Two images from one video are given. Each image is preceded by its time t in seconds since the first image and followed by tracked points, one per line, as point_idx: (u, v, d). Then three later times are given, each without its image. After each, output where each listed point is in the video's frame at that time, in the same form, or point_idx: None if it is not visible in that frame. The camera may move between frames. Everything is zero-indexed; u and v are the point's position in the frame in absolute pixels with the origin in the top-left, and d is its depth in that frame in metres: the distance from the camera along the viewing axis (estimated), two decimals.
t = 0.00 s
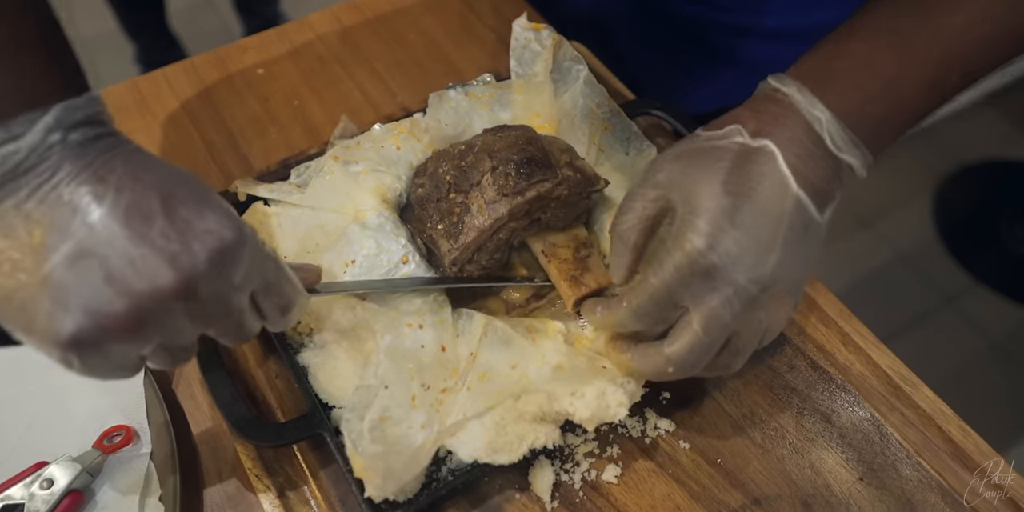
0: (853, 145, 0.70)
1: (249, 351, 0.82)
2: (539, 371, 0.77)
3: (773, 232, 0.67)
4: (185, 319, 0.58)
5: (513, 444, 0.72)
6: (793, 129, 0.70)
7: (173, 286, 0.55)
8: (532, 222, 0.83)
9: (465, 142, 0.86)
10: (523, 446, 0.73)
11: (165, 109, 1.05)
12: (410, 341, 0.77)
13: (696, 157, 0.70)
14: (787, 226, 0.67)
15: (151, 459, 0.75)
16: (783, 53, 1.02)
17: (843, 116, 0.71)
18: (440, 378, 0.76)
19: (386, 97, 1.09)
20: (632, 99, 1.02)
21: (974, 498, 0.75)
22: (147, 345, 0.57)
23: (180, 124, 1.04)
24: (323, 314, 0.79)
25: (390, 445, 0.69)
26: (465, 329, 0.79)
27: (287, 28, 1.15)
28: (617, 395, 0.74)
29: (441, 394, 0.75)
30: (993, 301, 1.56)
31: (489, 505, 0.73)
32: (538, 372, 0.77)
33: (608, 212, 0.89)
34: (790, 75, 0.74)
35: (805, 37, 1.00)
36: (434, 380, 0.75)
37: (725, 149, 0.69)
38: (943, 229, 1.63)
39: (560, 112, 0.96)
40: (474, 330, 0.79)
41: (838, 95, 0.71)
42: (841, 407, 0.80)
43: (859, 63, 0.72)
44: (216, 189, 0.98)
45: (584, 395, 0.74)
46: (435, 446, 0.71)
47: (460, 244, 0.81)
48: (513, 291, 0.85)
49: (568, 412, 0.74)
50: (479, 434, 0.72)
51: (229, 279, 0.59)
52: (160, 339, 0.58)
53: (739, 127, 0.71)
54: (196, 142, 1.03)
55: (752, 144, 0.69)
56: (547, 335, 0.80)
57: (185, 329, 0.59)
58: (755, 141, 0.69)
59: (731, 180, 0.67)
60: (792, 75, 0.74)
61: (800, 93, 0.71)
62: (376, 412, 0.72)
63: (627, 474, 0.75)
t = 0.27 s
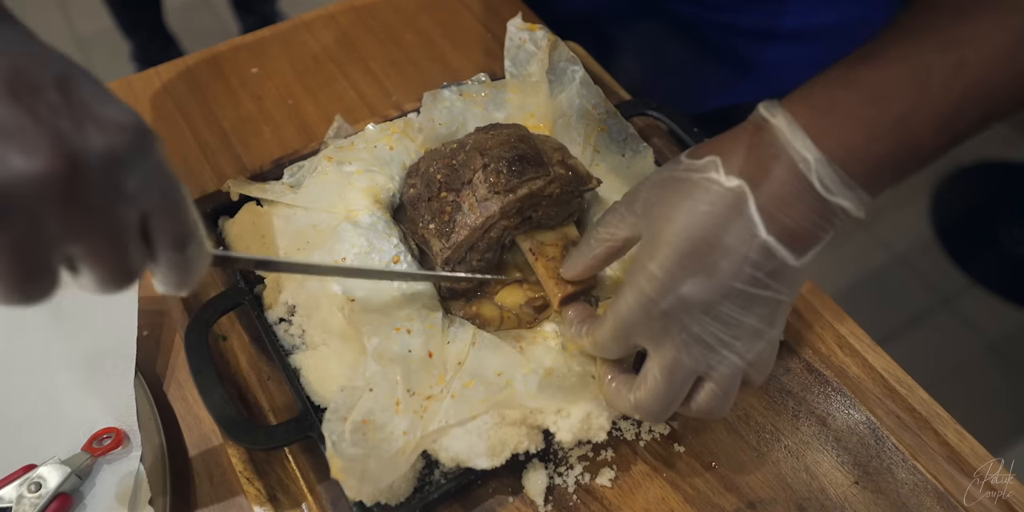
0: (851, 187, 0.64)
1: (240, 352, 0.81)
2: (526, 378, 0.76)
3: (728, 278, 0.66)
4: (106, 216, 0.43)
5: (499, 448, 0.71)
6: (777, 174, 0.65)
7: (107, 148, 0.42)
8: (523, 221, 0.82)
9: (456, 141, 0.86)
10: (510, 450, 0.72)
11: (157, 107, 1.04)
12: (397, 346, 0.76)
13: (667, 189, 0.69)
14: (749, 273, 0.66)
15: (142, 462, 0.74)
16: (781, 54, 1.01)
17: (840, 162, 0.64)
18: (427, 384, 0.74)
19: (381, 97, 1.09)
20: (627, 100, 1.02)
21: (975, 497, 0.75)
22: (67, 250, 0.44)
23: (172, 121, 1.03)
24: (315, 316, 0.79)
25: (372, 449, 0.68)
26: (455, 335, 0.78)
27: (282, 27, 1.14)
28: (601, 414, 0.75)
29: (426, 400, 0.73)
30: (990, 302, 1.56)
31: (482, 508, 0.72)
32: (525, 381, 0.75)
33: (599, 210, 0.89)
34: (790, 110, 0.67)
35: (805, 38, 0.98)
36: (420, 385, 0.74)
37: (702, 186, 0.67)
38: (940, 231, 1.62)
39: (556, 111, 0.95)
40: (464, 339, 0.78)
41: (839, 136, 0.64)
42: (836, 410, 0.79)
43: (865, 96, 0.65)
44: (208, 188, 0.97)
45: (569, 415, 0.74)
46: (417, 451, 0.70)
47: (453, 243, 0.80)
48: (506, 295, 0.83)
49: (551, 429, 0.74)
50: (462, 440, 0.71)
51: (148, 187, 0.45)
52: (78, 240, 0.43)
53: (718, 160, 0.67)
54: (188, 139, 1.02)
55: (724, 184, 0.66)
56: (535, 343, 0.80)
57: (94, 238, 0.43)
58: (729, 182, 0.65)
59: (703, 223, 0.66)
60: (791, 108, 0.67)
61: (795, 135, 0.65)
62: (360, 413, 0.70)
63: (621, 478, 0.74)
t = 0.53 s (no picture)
0: (854, 215, 0.58)
1: (237, 357, 0.81)
2: (523, 382, 0.75)
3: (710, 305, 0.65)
4: (153, 160, 0.46)
5: (494, 453, 0.70)
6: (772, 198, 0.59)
7: (161, 106, 0.45)
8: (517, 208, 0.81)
9: (446, 137, 0.87)
10: (505, 455, 0.71)
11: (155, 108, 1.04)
12: (393, 352, 0.75)
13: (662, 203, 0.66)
14: (736, 300, 0.63)
15: (136, 466, 0.74)
16: (782, 57, 1.00)
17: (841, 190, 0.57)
18: (425, 392, 0.74)
19: (378, 98, 1.08)
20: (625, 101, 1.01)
21: (976, 497, 0.75)
22: (118, 195, 0.46)
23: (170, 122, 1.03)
24: (310, 319, 0.78)
25: (376, 460, 0.67)
26: (452, 340, 0.78)
27: (279, 27, 1.14)
28: (598, 414, 0.74)
29: (427, 407, 0.72)
30: (990, 304, 1.56)
31: None
32: (524, 379, 0.75)
33: (591, 201, 0.90)
34: (790, 125, 0.60)
35: (805, 41, 0.99)
36: (418, 393, 0.73)
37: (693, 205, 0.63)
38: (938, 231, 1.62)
39: (553, 112, 0.95)
40: (461, 343, 0.78)
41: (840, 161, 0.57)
42: (835, 414, 0.79)
43: (872, 116, 0.57)
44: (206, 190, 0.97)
45: (565, 416, 0.73)
46: (422, 457, 0.69)
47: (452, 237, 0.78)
48: (502, 297, 0.84)
49: (547, 431, 0.73)
50: (460, 446, 0.70)
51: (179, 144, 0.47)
52: (127, 180, 0.45)
53: (713, 180, 0.63)
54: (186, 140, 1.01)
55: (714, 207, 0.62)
56: (534, 348, 0.78)
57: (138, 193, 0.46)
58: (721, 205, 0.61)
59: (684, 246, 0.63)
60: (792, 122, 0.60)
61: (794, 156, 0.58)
62: (361, 425, 0.69)
63: (618, 483, 0.74)
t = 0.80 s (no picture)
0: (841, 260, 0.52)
1: (233, 362, 0.80)
2: (519, 389, 0.74)
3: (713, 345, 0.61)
4: (166, 169, 0.45)
5: (489, 461, 0.70)
6: (756, 241, 0.54)
7: (175, 115, 0.44)
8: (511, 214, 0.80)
9: (442, 135, 0.86)
10: (501, 462, 0.71)
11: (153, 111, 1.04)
12: (389, 359, 0.75)
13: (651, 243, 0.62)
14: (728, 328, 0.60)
15: (130, 472, 0.74)
16: (784, 61, 0.99)
17: (829, 236, 0.51)
18: (420, 400, 0.73)
19: (376, 102, 1.08)
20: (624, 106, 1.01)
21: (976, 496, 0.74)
22: (130, 203, 0.45)
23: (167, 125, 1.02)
24: (307, 324, 0.78)
25: (370, 468, 0.67)
26: (449, 347, 0.77)
27: (278, 30, 1.13)
28: (595, 421, 0.73)
29: (422, 415, 0.72)
30: (990, 309, 1.55)
31: None
32: (520, 391, 0.74)
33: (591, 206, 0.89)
34: (784, 158, 0.53)
35: (807, 45, 0.98)
36: (414, 401, 0.73)
37: (683, 250, 0.58)
38: (938, 237, 1.56)
39: (551, 116, 0.94)
40: (457, 350, 0.77)
41: (829, 205, 0.50)
42: (834, 422, 0.78)
43: (867, 158, 0.49)
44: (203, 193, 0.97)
45: (561, 423, 0.72)
46: (415, 466, 0.68)
47: (446, 239, 0.79)
48: (498, 304, 0.82)
49: (544, 438, 0.72)
50: (454, 453, 0.70)
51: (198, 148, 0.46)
52: (140, 187, 0.45)
53: (707, 225, 0.57)
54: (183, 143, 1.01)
55: (710, 255, 0.57)
56: (530, 356, 0.78)
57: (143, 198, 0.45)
58: (715, 255, 0.56)
59: (680, 293, 0.59)
60: (786, 155, 0.54)
61: (781, 195, 0.52)
62: (354, 434, 0.68)
63: (616, 491, 0.73)
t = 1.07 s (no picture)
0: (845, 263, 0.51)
1: (227, 365, 0.79)
2: (517, 394, 0.73)
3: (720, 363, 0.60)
4: (155, 172, 0.44)
5: (486, 467, 0.69)
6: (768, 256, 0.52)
7: (164, 117, 0.43)
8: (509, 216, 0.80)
9: (441, 133, 0.85)
10: (499, 468, 0.70)
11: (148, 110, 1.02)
12: (384, 364, 0.73)
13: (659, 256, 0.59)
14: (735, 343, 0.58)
15: (122, 476, 0.73)
16: (788, 64, 0.98)
17: (841, 253, 0.50)
18: (416, 404, 0.72)
19: (374, 102, 1.07)
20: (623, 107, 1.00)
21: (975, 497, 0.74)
22: (118, 205, 0.45)
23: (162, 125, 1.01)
24: (302, 327, 0.77)
25: (365, 473, 0.66)
26: (445, 350, 0.76)
27: (274, 29, 1.12)
28: (594, 426, 0.72)
29: (418, 420, 0.71)
30: (991, 311, 1.54)
31: None
32: (519, 395, 0.73)
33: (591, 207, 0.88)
34: (798, 172, 0.52)
35: (811, 48, 0.96)
36: (410, 406, 0.71)
37: (692, 266, 0.56)
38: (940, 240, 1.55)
39: (551, 117, 0.94)
40: (454, 354, 0.76)
41: (842, 223, 0.49)
42: (836, 428, 0.78)
43: (882, 175, 0.48)
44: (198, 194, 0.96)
45: (559, 428, 0.71)
46: (411, 472, 0.67)
47: (442, 240, 0.79)
48: (496, 306, 0.82)
49: (542, 444, 0.71)
50: (451, 458, 0.69)
51: (186, 151, 0.45)
52: (129, 190, 0.44)
53: (717, 241, 0.55)
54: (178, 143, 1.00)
55: (720, 273, 0.55)
56: (527, 359, 0.78)
57: (130, 201, 0.45)
58: (724, 272, 0.54)
59: (688, 309, 0.57)
60: (799, 169, 0.52)
61: (795, 211, 0.51)
62: (349, 439, 0.67)
63: (614, 497, 0.72)
